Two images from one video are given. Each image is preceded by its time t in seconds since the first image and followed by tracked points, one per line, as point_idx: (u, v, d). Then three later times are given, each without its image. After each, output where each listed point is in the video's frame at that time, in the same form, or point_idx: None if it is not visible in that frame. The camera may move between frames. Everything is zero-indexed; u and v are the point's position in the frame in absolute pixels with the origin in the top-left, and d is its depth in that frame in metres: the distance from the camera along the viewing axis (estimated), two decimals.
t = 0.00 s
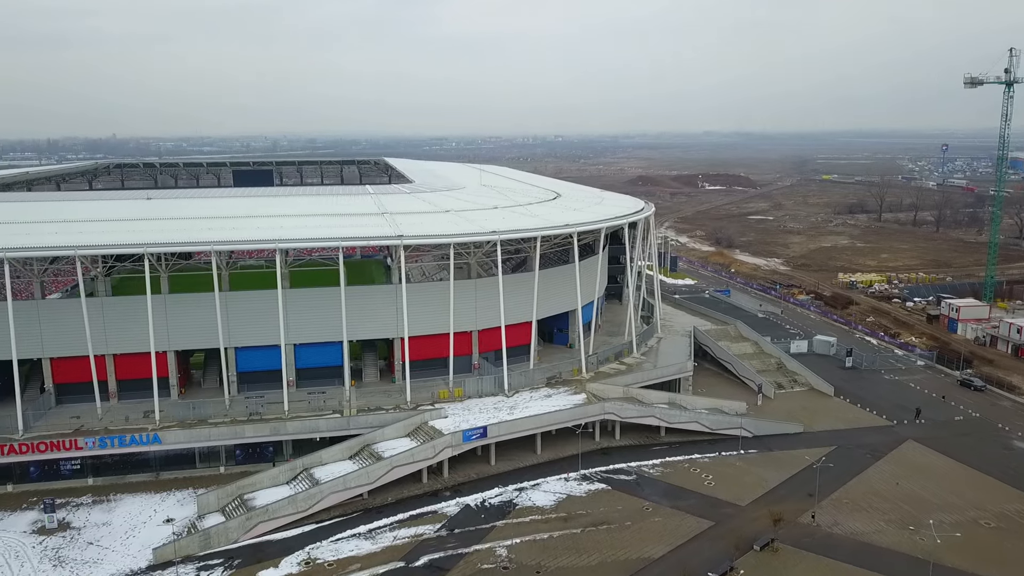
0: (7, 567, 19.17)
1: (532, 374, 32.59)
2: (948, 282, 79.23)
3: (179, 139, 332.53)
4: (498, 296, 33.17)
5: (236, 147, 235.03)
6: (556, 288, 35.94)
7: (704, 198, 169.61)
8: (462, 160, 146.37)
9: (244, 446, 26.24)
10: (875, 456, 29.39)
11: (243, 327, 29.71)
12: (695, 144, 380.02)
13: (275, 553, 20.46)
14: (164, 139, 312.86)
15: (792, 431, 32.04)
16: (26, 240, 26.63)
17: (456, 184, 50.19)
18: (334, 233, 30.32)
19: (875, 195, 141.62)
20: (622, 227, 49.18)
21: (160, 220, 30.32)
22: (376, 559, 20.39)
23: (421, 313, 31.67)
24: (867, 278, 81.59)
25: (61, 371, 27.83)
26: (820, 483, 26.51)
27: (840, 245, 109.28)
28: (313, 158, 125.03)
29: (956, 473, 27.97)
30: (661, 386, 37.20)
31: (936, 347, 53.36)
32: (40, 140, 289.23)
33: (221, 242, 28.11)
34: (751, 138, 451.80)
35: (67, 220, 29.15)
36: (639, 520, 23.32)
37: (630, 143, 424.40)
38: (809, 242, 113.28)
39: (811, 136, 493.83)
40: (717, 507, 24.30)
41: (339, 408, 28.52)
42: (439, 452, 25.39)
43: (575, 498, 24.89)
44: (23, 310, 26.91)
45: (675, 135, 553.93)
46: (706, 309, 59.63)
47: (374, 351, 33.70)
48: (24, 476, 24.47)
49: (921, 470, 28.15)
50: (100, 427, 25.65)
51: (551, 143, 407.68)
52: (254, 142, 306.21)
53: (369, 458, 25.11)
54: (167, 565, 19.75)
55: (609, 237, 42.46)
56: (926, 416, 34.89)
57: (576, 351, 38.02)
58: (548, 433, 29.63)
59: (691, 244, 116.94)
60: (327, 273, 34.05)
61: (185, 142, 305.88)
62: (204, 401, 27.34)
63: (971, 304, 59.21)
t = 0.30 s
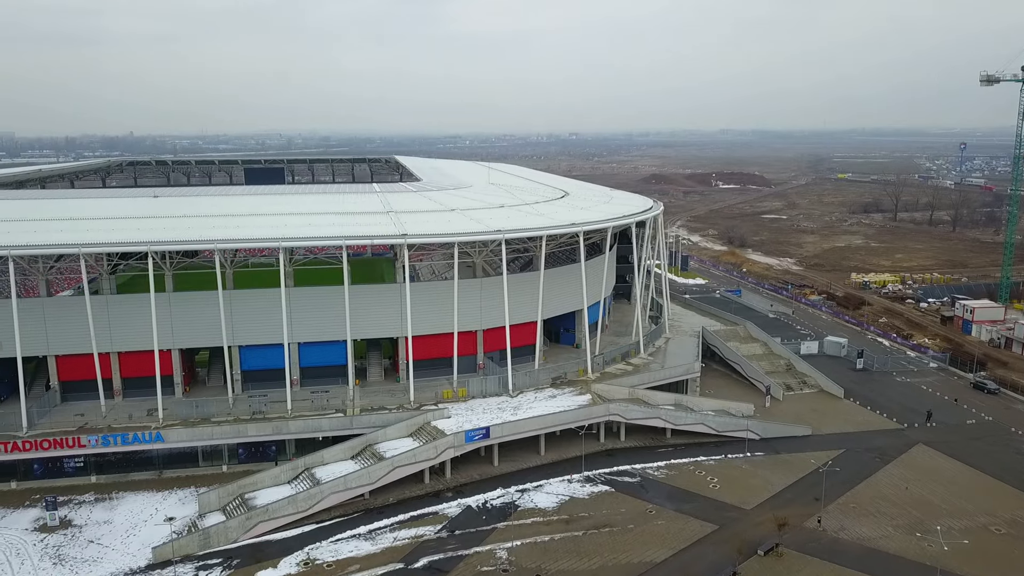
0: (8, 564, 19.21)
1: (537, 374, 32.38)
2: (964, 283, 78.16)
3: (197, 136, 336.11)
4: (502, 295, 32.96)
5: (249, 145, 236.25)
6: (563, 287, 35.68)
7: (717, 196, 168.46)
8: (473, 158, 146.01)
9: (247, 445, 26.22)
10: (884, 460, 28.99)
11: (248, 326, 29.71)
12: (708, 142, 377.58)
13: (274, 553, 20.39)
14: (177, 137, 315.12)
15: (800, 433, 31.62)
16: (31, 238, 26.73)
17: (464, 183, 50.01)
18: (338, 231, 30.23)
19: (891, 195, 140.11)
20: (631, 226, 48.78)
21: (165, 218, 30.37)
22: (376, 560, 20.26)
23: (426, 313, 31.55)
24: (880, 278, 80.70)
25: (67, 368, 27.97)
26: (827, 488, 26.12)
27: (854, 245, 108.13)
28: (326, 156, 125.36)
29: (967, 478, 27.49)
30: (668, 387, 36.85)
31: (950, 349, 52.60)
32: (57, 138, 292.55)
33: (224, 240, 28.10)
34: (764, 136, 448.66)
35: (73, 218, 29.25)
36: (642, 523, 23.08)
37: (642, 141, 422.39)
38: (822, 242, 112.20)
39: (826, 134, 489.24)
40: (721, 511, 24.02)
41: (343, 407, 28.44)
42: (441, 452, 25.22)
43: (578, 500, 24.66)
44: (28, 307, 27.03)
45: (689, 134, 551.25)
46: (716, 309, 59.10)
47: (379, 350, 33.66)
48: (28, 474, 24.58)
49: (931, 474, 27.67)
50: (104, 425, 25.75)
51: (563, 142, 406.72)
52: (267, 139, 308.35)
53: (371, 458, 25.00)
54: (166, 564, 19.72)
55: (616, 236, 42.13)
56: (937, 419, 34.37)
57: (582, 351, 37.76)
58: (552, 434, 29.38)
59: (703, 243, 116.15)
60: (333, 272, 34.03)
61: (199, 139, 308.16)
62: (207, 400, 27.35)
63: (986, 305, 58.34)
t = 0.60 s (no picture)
0: (8, 562, 19.28)
1: (541, 373, 32.18)
2: (979, 282, 77.15)
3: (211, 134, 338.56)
4: (506, 294, 32.73)
5: (262, 143, 237.47)
6: (568, 287, 35.42)
7: (729, 194, 167.38)
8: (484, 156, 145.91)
9: (249, 444, 26.23)
10: (893, 464, 28.61)
11: (251, 325, 29.70)
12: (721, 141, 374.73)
13: (274, 553, 20.33)
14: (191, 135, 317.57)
15: (807, 435, 31.24)
16: (37, 236, 26.84)
17: (471, 181, 49.84)
18: (343, 229, 30.18)
19: (905, 193, 138.66)
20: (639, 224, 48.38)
21: (171, 216, 30.43)
22: (375, 561, 20.16)
23: (430, 312, 31.42)
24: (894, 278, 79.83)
25: (71, 365, 28.09)
26: (834, 491, 25.77)
27: (868, 244, 107.05)
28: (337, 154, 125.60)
29: (978, 482, 27.10)
30: (675, 387, 36.54)
31: (963, 350, 51.88)
32: (72, 136, 295.32)
33: (227, 238, 28.08)
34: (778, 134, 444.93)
35: (79, 216, 29.36)
36: (645, 526, 22.86)
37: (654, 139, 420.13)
38: (836, 241, 111.16)
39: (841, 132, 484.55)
40: (725, 514, 23.77)
41: (346, 406, 28.37)
42: (443, 452, 25.08)
43: (581, 501, 24.46)
44: (33, 305, 27.15)
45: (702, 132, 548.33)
46: (726, 308, 58.61)
47: (384, 349, 33.58)
48: (32, 471, 24.69)
49: (941, 479, 27.25)
50: (107, 423, 25.83)
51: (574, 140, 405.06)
52: (280, 137, 309.94)
53: (372, 458, 24.91)
54: (166, 563, 19.70)
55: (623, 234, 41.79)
56: (948, 422, 33.92)
57: (588, 351, 37.53)
58: (556, 434, 29.19)
59: (714, 242, 115.36)
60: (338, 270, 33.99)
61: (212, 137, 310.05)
62: (211, 398, 27.38)
63: (1001, 305, 57.49)
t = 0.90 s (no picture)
0: (7, 560, 19.35)
1: (545, 373, 31.96)
2: (993, 282, 76.16)
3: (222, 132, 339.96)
4: (509, 293, 32.53)
5: (274, 141, 238.82)
6: (572, 286, 35.15)
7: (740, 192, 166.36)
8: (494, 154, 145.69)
9: (250, 443, 26.19)
10: (900, 468, 28.24)
11: (253, 323, 29.68)
12: (733, 139, 371.75)
13: (271, 553, 20.27)
14: (206, 134, 319.51)
15: (814, 437, 30.88)
16: (39, 234, 26.93)
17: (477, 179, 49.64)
18: (346, 228, 30.10)
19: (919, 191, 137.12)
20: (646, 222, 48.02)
21: (174, 214, 30.45)
22: (373, 561, 20.05)
23: (432, 310, 31.26)
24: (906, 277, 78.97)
25: (74, 363, 28.20)
26: (840, 495, 25.44)
27: (881, 243, 105.98)
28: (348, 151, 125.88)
29: (986, 488, 26.77)
30: (680, 387, 36.21)
31: (975, 351, 51.19)
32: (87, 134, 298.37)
33: (228, 236, 28.03)
34: (792, 132, 441.26)
35: (83, 214, 29.43)
36: (646, 528, 22.64)
37: (668, 137, 417.25)
38: (848, 239, 110.15)
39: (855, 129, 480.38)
40: (727, 517, 23.52)
41: (348, 405, 28.26)
42: (443, 452, 24.92)
43: (582, 502, 24.26)
44: (37, 303, 27.26)
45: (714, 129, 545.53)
46: (734, 307, 58.11)
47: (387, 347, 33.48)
48: (34, 468, 24.80)
49: (949, 484, 26.84)
50: (109, 421, 25.90)
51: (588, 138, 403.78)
52: (292, 134, 311.13)
53: (373, 457, 24.80)
54: (163, 562, 19.68)
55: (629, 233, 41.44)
56: (957, 424, 33.46)
57: (593, 350, 37.29)
58: (558, 434, 28.97)
59: (725, 240, 114.63)
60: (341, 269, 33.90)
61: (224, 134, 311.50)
62: (212, 397, 27.36)
63: (1015, 305, 56.66)
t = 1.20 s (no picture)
0: (4, 558, 19.40)
1: (546, 373, 31.75)
2: (1005, 281, 75.32)
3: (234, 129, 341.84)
4: (510, 291, 32.33)
5: (283, 139, 239.39)
6: (575, 285, 34.87)
7: (750, 190, 165.35)
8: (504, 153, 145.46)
9: (250, 442, 26.16)
10: (905, 471, 27.89)
11: (253, 322, 29.63)
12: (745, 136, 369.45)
13: (267, 553, 20.21)
14: (217, 131, 321.22)
15: (818, 438, 30.53)
16: (40, 231, 26.99)
17: (482, 176, 49.45)
18: (346, 226, 29.97)
19: (932, 189, 135.85)
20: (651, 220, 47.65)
21: (176, 212, 30.45)
22: (369, 562, 19.94)
23: (432, 309, 31.13)
24: (917, 276, 78.22)
25: (76, 361, 28.29)
26: (843, 498, 25.12)
27: (892, 241, 105.02)
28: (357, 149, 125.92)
29: (992, 492, 26.37)
30: (684, 387, 35.90)
31: (985, 351, 50.59)
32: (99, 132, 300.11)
33: (229, 234, 27.99)
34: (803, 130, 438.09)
35: (85, 212, 29.49)
36: (645, 531, 22.42)
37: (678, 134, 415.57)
38: (859, 238, 109.22)
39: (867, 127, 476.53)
40: (728, 519, 23.28)
41: (348, 404, 28.17)
42: (442, 452, 24.77)
43: (581, 503, 24.06)
44: (39, 301, 27.35)
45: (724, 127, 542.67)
46: (741, 307, 57.64)
47: (389, 346, 33.41)
48: (34, 466, 24.87)
49: (955, 489, 26.47)
50: (109, 420, 25.89)
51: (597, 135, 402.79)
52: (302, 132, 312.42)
53: (371, 457, 24.70)
54: (159, 562, 19.66)
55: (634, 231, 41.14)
56: (965, 427, 33.05)
57: (596, 350, 37.06)
58: (559, 434, 28.76)
59: (734, 239, 113.88)
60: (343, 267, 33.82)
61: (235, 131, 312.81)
62: (212, 395, 27.34)
63: None
